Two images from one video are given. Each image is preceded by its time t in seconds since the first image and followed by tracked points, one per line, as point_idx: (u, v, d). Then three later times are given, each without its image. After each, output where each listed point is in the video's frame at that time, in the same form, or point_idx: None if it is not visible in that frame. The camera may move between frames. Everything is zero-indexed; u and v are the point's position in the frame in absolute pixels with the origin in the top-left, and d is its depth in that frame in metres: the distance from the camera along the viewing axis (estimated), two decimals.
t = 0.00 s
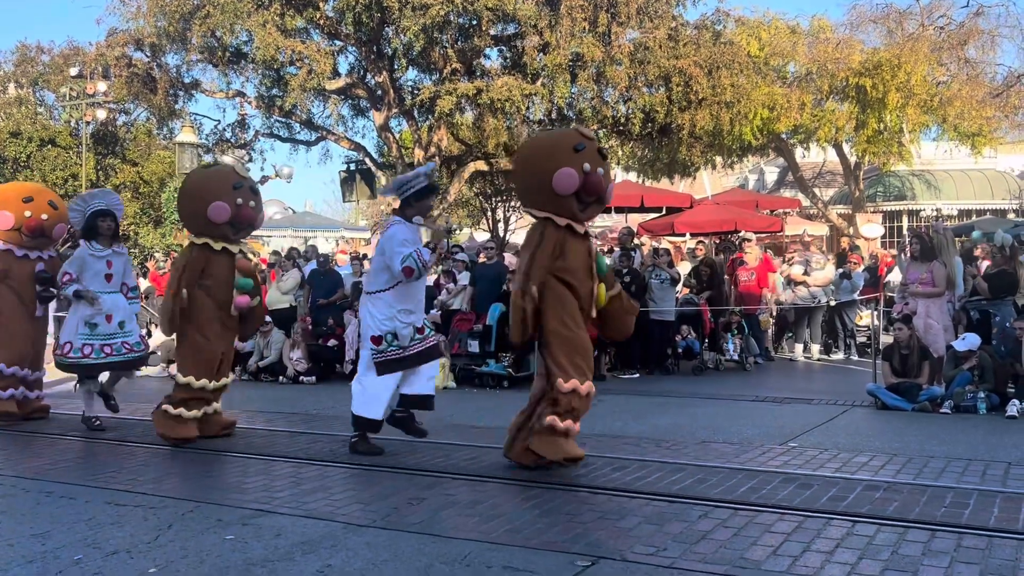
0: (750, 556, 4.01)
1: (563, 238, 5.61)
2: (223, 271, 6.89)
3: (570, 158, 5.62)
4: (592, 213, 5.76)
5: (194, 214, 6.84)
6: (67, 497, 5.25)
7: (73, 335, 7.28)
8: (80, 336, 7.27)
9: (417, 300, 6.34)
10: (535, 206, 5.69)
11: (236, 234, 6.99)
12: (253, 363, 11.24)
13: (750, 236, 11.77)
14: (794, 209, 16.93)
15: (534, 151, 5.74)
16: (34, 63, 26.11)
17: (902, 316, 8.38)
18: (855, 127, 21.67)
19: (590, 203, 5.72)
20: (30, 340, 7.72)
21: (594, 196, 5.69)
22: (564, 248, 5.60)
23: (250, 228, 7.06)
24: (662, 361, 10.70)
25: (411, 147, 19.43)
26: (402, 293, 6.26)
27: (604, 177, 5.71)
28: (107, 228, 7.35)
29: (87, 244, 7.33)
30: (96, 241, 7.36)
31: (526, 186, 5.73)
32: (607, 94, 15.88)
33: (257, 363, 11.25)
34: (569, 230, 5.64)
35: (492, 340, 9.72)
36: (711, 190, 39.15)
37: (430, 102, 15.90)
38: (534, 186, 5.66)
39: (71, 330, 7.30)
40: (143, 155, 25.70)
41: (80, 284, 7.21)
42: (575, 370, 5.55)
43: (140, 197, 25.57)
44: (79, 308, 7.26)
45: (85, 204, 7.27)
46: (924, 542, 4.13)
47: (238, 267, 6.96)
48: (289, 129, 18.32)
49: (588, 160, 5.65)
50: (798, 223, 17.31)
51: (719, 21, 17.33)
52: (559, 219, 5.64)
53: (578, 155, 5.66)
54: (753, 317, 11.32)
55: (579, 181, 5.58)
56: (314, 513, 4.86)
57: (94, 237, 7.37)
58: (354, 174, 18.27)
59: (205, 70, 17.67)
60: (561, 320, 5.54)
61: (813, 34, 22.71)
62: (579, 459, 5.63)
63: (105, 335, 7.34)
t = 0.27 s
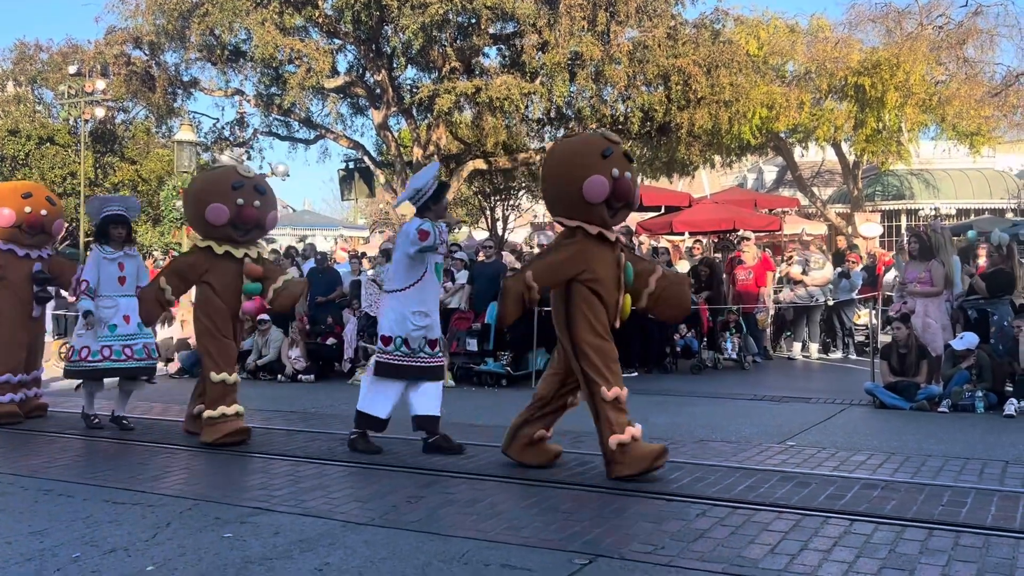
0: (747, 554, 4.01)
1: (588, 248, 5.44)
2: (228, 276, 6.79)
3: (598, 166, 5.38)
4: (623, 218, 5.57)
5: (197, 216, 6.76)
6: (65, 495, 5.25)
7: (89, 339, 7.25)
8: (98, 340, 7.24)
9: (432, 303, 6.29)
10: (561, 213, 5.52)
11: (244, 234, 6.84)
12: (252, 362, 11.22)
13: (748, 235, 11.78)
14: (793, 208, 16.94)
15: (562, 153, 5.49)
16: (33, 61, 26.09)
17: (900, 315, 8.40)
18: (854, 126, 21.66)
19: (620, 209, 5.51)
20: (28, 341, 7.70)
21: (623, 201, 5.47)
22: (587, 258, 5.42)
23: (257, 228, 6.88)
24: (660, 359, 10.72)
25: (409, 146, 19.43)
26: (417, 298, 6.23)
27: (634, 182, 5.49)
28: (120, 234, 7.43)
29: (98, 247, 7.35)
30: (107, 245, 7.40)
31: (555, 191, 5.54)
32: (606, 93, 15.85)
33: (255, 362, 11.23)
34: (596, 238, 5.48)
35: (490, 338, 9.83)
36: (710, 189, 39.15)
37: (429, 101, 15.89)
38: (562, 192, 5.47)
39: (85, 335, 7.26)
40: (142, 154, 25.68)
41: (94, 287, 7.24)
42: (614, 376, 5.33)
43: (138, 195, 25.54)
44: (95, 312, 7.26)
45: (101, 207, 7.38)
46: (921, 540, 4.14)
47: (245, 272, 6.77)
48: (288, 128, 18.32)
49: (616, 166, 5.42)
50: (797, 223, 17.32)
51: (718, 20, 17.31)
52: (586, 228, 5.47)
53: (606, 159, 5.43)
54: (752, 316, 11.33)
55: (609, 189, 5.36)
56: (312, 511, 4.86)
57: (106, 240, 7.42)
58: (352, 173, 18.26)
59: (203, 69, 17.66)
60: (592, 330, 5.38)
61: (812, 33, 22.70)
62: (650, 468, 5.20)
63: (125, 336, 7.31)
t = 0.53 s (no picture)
0: (746, 554, 4.02)
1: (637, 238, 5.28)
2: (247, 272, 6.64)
3: (643, 151, 5.33)
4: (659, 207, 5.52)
5: (209, 208, 6.64)
6: (64, 495, 5.25)
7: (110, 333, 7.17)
8: (121, 333, 7.19)
9: (458, 295, 6.31)
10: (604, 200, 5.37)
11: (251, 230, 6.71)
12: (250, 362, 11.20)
13: (747, 234, 11.79)
14: (791, 207, 16.96)
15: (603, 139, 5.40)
16: (31, 59, 26.07)
17: (898, 315, 8.40)
18: (852, 126, 21.65)
19: (660, 197, 5.45)
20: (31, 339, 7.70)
21: (663, 188, 5.42)
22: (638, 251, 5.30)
23: (266, 223, 6.79)
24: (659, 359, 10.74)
25: (408, 145, 19.43)
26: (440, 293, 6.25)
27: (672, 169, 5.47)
28: (136, 224, 7.38)
29: (114, 240, 7.34)
30: (123, 238, 7.38)
31: (595, 180, 5.42)
32: (605, 93, 15.83)
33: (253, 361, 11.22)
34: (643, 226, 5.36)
35: (489, 339, 9.77)
36: (709, 189, 39.17)
37: (428, 100, 15.89)
38: (604, 180, 5.34)
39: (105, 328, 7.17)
40: (140, 152, 25.66)
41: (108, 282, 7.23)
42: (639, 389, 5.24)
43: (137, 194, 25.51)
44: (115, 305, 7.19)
45: (115, 199, 7.32)
46: (919, 540, 4.14)
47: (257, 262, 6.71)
48: (287, 127, 18.32)
49: (659, 152, 5.38)
50: (795, 223, 17.34)
51: (717, 20, 17.30)
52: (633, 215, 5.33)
53: (648, 146, 5.39)
54: (750, 316, 11.33)
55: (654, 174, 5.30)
56: (312, 511, 4.86)
57: (121, 233, 7.39)
58: (351, 172, 18.26)
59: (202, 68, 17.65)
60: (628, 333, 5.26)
61: (811, 32, 22.71)
62: (652, 477, 5.21)
63: (147, 329, 7.30)
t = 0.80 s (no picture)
0: (744, 554, 4.02)
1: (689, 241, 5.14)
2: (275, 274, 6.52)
3: (700, 155, 5.14)
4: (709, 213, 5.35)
5: (238, 209, 6.49)
6: (62, 495, 5.25)
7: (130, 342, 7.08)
8: (142, 343, 7.09)
9: (500, 295, 6.14)
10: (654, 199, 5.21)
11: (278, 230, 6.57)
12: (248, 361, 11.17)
13: (745, 235, 11.80)
14: (789, 207, 16.97)
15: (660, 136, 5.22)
16: (29, 59, 26.06)
17: (896, 315, 8.41)
18: (850, 125, 21.65)
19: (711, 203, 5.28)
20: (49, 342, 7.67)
21: (716, 195, 5.25)
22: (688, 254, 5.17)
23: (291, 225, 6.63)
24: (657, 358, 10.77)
25: (406, 145, 19.42)
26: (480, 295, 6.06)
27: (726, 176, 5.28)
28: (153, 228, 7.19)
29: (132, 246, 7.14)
30: (141, 243, 7.18)
31: (646, 175, 5.27)
32: (604, 92, 15.86)
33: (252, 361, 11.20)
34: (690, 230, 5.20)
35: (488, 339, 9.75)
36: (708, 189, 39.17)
37: (426, 99, 15.89)
38: (653, 178, 5.20)
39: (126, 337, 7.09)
40: (138, 152, 25.63)
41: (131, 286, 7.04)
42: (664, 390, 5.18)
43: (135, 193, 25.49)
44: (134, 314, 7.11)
45: (129, 205, 7.13)
46: (917, 540, 4.15)
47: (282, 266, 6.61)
48: (285, 126, 18.31)
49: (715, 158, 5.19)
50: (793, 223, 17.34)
51: (715, 20, 17.29)
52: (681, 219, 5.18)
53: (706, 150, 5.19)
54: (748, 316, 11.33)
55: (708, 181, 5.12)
56: (310, 510, 4.86)
57: (139, 239, 7.19)
58: (349, 172, 18.26)
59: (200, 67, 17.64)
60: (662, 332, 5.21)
61: (809, 32, 22.72)
62: (652, 477, 5.20)
63: (167, 338, 7.19)
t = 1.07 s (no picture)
0: (741, 554, 4.02)
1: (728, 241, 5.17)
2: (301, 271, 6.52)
3: (760, 164, 5.11)
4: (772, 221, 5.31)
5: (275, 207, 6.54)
6: (61, 495, 5.25)
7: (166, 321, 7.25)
8: (178, 323, 7.29)
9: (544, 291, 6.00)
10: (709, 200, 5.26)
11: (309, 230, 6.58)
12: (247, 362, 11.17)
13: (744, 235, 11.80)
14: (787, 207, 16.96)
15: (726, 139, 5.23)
16: (28, 58, 26.05)
17: (894, 315, 8.42)
18: (849, 125, 21.63)
19: (769, 213, 5.24)
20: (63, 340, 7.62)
21: (774, 206, 5.20)
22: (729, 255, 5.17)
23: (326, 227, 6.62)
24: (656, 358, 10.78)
25: (405, 145, 19.40)
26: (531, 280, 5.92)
27: (794, 188, 5.17)
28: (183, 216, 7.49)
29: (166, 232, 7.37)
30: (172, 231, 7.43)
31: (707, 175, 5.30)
32: (602, 92, 15.87)
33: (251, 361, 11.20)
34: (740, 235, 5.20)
35: (487, 338, 9.74)
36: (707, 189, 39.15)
37: (424, 99, 15.88)
38: (714, 177, 5.21)
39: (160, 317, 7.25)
40: (137, 151, 25.61)
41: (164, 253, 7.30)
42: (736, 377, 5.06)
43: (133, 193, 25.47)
44: (171, 295, 7.33)
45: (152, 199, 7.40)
46: (915, 540, 4.15)
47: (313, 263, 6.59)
48: (284, 126, 18.30)
49: (779, 169, 5.12)
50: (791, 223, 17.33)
51: (714, 20, 17.27)
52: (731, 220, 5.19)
53: (771, 158, 5.14)
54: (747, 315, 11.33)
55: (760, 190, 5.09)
56: (309, 511, 4.87)
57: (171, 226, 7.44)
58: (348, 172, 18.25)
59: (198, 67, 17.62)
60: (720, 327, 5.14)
61: (808, 32, 22.73)
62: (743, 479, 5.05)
63: (199, 320, 7.48)
